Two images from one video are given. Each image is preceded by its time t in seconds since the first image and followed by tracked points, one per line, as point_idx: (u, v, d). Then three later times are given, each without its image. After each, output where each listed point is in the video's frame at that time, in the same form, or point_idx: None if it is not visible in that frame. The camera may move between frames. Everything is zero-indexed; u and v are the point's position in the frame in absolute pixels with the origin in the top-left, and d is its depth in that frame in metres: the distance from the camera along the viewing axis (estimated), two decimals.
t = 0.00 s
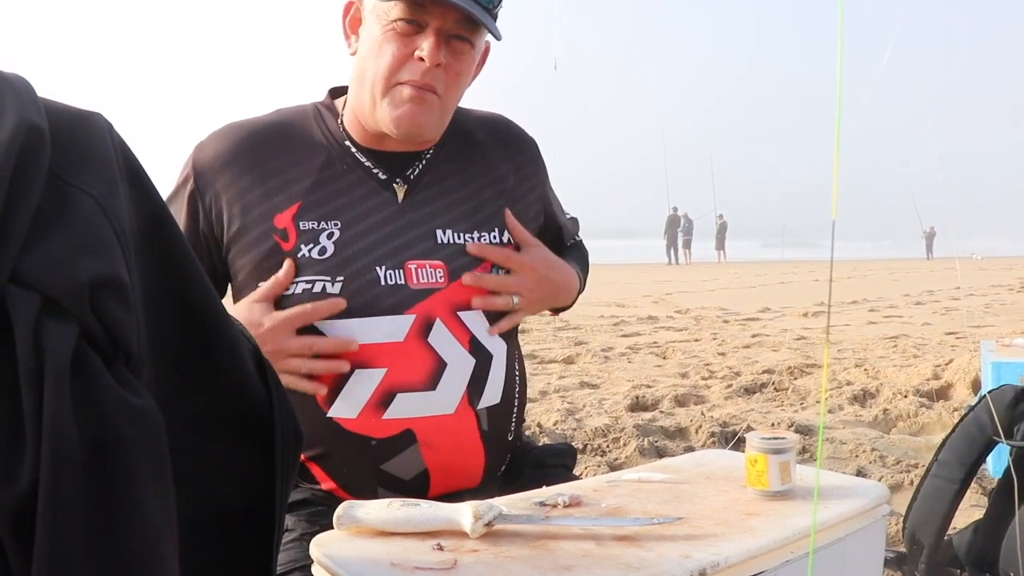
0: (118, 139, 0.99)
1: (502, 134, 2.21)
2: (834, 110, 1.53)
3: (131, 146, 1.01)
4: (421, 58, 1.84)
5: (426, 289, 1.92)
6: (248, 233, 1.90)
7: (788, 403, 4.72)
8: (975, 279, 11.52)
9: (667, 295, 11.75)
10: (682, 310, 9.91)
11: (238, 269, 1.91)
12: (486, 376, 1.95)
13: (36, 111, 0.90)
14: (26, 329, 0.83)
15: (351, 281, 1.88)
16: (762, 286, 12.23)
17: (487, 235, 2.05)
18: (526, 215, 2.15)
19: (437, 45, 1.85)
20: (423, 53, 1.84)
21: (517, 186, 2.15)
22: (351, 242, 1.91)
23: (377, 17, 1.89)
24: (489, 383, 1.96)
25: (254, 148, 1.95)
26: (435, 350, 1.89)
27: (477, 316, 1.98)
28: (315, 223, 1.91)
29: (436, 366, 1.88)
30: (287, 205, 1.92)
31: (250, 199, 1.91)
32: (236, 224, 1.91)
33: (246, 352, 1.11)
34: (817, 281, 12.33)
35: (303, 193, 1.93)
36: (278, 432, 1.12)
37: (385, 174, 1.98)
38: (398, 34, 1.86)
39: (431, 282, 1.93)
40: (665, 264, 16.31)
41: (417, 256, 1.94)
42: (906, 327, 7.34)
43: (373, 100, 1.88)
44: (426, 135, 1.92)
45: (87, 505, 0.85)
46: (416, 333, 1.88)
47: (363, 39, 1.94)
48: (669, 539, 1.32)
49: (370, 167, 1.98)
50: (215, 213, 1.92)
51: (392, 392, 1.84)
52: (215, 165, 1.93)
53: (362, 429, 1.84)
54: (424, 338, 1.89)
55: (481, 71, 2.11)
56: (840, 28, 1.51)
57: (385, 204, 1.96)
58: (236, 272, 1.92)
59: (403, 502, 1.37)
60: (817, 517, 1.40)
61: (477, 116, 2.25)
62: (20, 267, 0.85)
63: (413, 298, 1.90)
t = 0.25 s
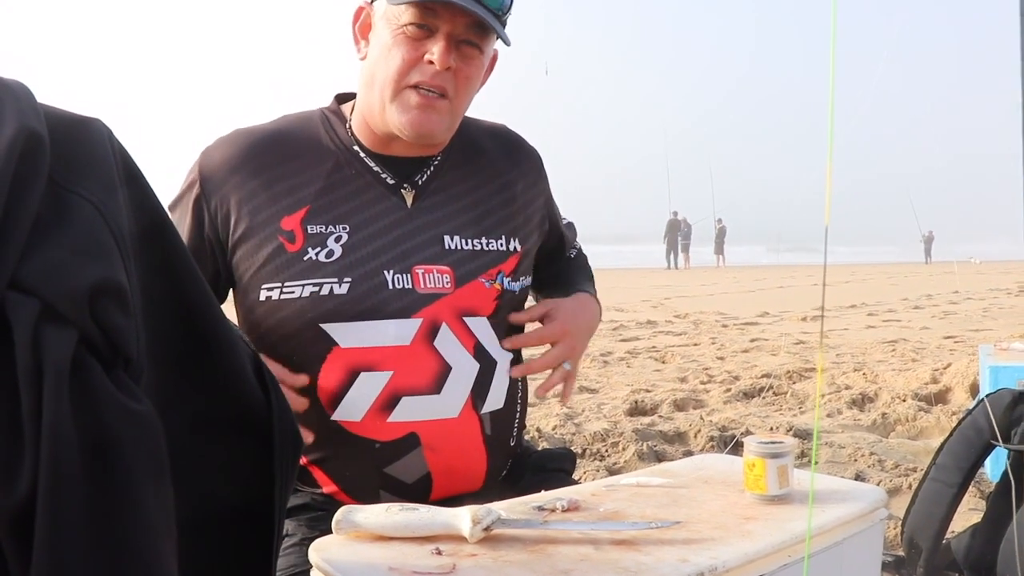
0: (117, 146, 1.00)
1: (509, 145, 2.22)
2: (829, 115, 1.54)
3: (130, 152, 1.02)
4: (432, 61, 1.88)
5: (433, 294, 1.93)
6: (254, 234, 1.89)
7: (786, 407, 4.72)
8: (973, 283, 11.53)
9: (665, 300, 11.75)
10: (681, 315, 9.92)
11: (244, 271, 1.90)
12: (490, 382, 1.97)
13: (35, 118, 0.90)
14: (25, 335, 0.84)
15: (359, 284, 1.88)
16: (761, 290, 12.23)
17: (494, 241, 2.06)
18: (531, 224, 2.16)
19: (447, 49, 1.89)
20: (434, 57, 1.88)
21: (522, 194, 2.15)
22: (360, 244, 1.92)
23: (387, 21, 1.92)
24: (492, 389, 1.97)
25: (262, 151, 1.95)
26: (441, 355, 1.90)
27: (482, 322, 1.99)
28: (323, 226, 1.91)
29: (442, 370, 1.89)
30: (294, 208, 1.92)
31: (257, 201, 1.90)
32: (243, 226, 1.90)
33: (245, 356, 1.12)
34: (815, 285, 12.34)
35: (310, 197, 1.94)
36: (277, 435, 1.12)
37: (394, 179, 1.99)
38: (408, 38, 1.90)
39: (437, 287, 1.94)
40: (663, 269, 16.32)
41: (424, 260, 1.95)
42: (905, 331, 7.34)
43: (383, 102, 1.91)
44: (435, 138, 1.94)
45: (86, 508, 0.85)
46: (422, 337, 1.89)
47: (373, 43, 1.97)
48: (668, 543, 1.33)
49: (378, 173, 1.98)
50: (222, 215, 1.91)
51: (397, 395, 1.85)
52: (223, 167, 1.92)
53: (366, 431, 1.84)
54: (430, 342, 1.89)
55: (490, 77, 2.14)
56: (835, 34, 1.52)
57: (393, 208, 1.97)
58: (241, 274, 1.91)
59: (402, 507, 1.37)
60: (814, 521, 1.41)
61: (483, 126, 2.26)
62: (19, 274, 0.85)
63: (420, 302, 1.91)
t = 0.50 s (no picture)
0: (115, 148, 1.00)
1: (509, 150, 2.23)
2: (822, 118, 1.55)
3: (127, 155, 1.02)
4: (436, 70, 1.89)
5: (431, 295, 1.94)
6: (254, 233, 1.89)
7: (784, 409, 4.73)
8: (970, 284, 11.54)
9: (663, 302, 11.76)
10: (679, 317, 9.93)
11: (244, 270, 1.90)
12: (489, 382, 1.97)
13: (34, 121, 0.91)
14: (24, 337, 0.84)
15: (358, 284, 1.89)
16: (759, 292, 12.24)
17: (493, 242, 2.07)
18: (532, 229, 2.16)
19: (452, 58, 1.90)
20: (438, 65, 1.89)
21: (522, 199, 2.16)
22: (359, 245, 1.93)
23: (393, 27, 1.93)
24: (491, 389, 1.98)
25: (263, 150, 1.96)
26: (439, 355, 1.91)
27: (481, 323, 2.00)
28: (323, 226, 1.92)
29: (441, 371, 1.90)
30: (294, 208, 1.92)
31: (258, 200, 1.91)
32: (244, 224, 1.90)
33: (243, 358, 1.12)
34: (813, 287, 12.34)
35: (311, 197, 1.94)
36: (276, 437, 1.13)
37: (395, 181, 2.00)
38: (413, 45, 1.91)
39: (437, 288, 1.95)
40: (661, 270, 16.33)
41: (423, 262, 1.96)
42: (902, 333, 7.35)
43: (386, 108, 1.92)
44: (436, 145, 1.96)
45: (87, 507, 0.86)
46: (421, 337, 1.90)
47: (377, 48, 1.97)
48: (664, 544, 1.33)
49: (379, 175, 1.99)
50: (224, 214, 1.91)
51: (396, 395, 1.86)
52: (224, 167, 1.93)
53: (364, 431, 1.84)
54: (429, 343, 1.90)
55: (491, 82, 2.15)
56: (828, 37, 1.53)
57: (394, 209, 1.98)
58: (241, 274, 1.92)
59: (400, 508, 1.37)
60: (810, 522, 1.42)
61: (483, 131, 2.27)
62: (18, 277, 0.85)
63: (419, 303, 1.92)
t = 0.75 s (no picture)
0: (115, 150, 1.00)
1: (512, 155, 2.23)
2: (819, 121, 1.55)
3: (128, 157, 1.03)
4: (441, 73, 1.90)
5: (431, 296, 1.95)
6: (258, 235, 1.90)
7: (782, 410, 4.74)
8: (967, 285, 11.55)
9: (661, 303, 11.77)
10: (677, 318, 9.94)
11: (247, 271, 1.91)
12: (488, 383, 1.98)
13: (35, 123, 0.91)
14: (26, 338, 0.84)
15: (360, 284, 1.90)
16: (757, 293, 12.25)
17: (494, 245, 2.07)
18: (530, 234, 2.16)
19: (456, 62, 1.91)
20: (443, 69, 1.90)
21: (524, 203, 2.16)
22: (361, 246, 1.93)
23: (398, 31, 1.93)
24: (490, 389, 1.98)
25: (266, 152, 1.96)
26: (440, 356, 1.91)
27: (481, 324, 2.00)
28: (325, 227, 1.93)
29: (441, 371, 1.90)
30: (297, 209, 1.93)
31: (261, 202, 1.91)
32: (248, 225, 1.90)
33: (243, 359, 1.13)
34: (811, 288, 12.35)
35: (313, 199, 1.95)
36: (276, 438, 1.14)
37: (397, 183, 2.00)
38: (418, 49, 1.91)
39: (437, 289, 1.96)
40: (659, 272, 16.34)
41: (424, 262, 1.96)
42: (900, 334, 7.36)
43: (391, 112, 1.92)
44: (440, 149, 1.96)
45: (88, 504, 0.86)
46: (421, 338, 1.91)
47: (382, 52, 1.98)
48: (663, 544, 1.34)
49: (381, 176, 1.99)
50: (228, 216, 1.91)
51: (396, 395, 1.86)
52: (227, 168, 1.93)
53: (364, 431, 1.85)
54: (429, 343, 1.91)
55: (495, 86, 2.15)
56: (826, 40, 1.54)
57: (395, 211, 1.98)
58: (244, 275, 1.92)
59: (400, 508, 1.38)
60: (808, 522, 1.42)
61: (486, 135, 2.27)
62: (20, 278, 0.86)
63: (419, 304, 1.93)
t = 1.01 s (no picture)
0: (117, 152, 1.01)
1: (512, 158, 2.24)
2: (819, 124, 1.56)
3: (130, 158, 1.03)
4: (439, 78, 1.90)
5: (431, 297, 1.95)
6: (264, 235, 1.89)
7: (780, 412, 4.74)
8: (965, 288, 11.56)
9: (659, 305, 11.77)
10: (675, 320, 9.94)
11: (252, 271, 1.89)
12: (487, 383, 1.98)
13: (38, 125, 0.91)
14: (29, 340, 0.85)
15: (362, 284, 1.90)
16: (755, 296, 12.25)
17: (494, 244, 2.08)
18: (530, 236, 2.16)
19: (454, 66, 1.91)
20: (441, 73, 1.90)
21: (524, 205, 2.17)
22: (364, 247, 1.94)
23: (397, 34, 1.93)
24: (488, 390, 1.98)
25: (269, 153, 1.96)
26: (438, 356, 1.92)
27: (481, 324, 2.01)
28: (330, 227, 1.93)
29: (438, 372, 1.91)
30: (302, 209, 1.93)
31: (266, 201, 1.91)
32: (252, 225, 1.90)
33: (244, 360, 1.13)
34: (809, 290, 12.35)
35: (317, 198, 1.95)
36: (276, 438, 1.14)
37: (396, 185, 2.01)
38: (416, 52, 1.91)
39: (436, 289, 1.96)
40: (658, 274, 16.34)
41: (424, 264, 1.97)
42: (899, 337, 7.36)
43: (388, 115, 1.93)
44: (437, 151, 1.97)
45: (91, 504, 0.86)
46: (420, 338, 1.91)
47: (381, 53, 1.98)
48: (662, 545, 1.34)
49: (381, 177, 2.00)
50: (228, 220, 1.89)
51: (396, 396, 1.87)
52: (230, 170, 1.92)
53: (364, 432, 1.85)
54: (427, 344, 1.92)
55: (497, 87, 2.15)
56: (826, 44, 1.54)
57: (397, 212, 1.99)
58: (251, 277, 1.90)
59: (399, 510, 1.38)
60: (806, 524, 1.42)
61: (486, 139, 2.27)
62: (23, 280, 0.86)
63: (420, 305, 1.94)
